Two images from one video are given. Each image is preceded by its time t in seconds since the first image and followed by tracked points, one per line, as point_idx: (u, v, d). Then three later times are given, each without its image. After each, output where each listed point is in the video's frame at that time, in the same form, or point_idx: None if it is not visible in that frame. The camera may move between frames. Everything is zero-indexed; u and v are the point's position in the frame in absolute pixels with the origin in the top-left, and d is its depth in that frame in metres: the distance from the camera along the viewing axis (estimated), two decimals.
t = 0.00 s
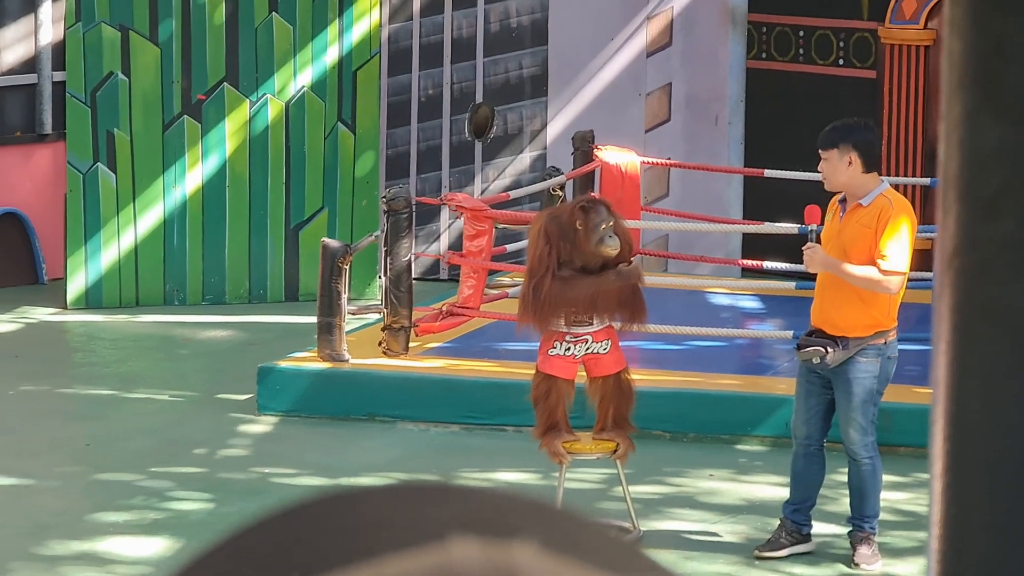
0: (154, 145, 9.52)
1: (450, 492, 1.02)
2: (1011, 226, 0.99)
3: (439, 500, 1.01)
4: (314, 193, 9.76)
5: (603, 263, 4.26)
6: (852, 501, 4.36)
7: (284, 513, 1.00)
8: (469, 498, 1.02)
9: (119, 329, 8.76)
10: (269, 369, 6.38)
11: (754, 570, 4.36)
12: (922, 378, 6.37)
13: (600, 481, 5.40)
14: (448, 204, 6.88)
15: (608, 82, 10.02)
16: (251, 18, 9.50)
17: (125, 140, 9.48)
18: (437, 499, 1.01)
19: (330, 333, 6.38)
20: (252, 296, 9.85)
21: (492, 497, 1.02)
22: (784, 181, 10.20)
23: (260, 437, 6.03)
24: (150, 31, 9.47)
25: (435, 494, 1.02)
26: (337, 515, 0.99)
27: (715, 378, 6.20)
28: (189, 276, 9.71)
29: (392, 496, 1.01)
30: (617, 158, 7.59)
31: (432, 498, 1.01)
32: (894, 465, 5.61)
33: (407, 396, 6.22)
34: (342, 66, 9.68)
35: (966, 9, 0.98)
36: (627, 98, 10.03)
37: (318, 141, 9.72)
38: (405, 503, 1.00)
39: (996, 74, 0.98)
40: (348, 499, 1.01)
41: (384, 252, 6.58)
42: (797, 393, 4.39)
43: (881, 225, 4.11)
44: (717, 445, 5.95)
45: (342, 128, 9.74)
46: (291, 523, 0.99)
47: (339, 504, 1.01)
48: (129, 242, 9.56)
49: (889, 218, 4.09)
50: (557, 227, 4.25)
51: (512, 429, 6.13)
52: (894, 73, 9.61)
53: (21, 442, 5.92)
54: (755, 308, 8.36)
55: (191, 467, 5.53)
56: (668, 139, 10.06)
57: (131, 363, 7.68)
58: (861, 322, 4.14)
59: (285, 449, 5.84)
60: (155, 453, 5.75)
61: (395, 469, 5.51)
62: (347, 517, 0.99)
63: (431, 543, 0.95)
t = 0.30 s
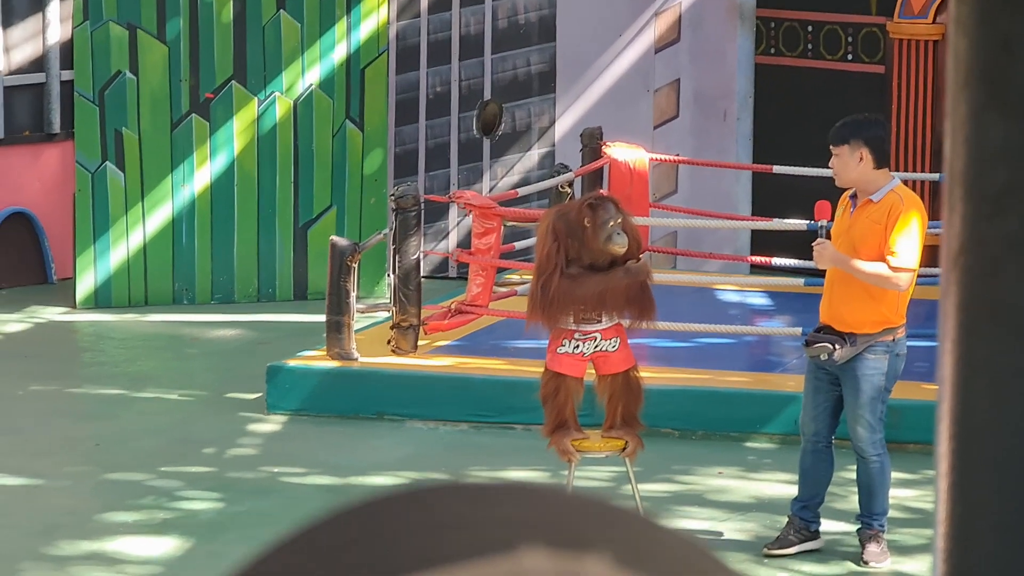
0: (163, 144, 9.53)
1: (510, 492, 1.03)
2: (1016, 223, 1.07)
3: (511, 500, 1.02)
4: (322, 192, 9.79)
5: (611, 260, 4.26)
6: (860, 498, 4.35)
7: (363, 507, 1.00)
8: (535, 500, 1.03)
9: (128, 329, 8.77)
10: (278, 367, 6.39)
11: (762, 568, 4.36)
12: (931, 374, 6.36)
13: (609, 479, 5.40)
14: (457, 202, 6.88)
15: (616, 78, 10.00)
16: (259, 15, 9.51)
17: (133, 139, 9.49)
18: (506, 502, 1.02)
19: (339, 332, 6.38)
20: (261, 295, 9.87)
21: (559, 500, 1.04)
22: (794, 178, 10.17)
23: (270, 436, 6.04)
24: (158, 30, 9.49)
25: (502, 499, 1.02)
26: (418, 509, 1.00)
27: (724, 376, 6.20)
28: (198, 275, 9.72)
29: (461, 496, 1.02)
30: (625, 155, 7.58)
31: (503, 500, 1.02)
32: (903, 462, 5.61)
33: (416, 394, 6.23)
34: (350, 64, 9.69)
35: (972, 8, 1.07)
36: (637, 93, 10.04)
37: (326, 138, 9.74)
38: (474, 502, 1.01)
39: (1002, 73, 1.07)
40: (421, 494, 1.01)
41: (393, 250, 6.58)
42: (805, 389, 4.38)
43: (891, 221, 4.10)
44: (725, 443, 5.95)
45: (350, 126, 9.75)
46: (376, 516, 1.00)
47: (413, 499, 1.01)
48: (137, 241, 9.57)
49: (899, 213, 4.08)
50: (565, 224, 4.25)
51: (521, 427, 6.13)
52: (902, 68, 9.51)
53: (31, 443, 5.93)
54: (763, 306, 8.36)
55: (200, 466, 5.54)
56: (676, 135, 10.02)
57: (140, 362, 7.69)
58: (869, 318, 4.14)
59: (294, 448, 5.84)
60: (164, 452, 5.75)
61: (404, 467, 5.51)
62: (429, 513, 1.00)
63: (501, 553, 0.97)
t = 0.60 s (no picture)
0: (166, 145, 9.54)
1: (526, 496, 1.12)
2: (1016, 220, 1.16)
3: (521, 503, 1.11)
4: (326, 193, 9.78)
5: (614, 261, 4.26)
6: (865, 498, 4.34)
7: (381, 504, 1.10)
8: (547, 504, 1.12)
9: (133, 330, 8.78)
10: (282, 369, 6.39)
11: (767, 568, 4.36)
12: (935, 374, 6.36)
13: (614, 479, 5.40)
14: (460, 202, 6.88)
15: (621, 78, 9.97)
16: (262, 17, 9.51)
17: (137, 142, 9.51)
18: (515, 505, 1.10)
19: (343, 332, 6.39)
20: (265, 296, 9.87)
21: (570, 504, 1.12)
22: (797, 177, 10.19)
23: (274, 437, 6.05)
24: (161, 32, 9.49)
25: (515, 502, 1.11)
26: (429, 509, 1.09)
27: (729, 375, 6.20)
28: (203, 277, 9.73)
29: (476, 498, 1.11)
30: (629, 155, 7.59)
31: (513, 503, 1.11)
32: (908, 462, 5.60)
33: (421, 394, 6.23)
34: (353, 65, 9.69)
35: (973, 17, 1.17)
36: (639, 95, 9.97)
37: (330, 140, 9.73)
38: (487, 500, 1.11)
39: (1000, 74, 1.17)
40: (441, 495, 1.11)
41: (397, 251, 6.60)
42: (810, 389, 4.38)
43: (895, 221, 4.10)
44: (730, 443, 5.95)
45: (354, 127, 9.74)
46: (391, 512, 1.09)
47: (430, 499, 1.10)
48: (141, 243, 9.58)
49: (903, 213, 4.08)
50: (569, 225, 4.25)
51: (526, 427, 6.13)
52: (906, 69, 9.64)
53: (36, 444, 5.94)
54: (768, 305, 8.35)
55: (205, 467, 5.55)
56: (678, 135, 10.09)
57: (144, 364, 7.70)
58: (873, 319, 4.14)
59: (299, 449, 5.85)
60: (169, 453, 5.76)
61: (409, 468, 5.52)
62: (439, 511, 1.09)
63: (494, 548, 1.05)
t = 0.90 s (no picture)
0: (167, 151, 9.56)
1: (505, 484, 1.09)
2: (1013, 222, 1.14)
3: (505, 486, 1.09)
4: (327, 198, 9.79)
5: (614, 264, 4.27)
6: (867, 500, 4.34)
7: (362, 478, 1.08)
8: (535, 487, 1.10)
9: (134, 336, 8.79)
10: (283, 374, 6.39)
11: (769, 570, 4.35)
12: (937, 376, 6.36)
13: (616, 483, 5.40)
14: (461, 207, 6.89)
15: (620, 82, 9.99)
16: (262, 23, 9.53)
17: (138, 148, 9.51)
18: (490, 495, 1.07)
19: (343, 338, 6.37)
20: (266, 302, 9.87)
21: (546, 495, 1.09)
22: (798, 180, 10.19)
23: (275, 442, 6.04)
24: (161, 38, 9.51)
25: (497, 487, 1.09)
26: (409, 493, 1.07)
27: (730, 378, 6.19)
28: (203, 282, 9.74)
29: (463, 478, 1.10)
30: (628, 159, 7.56)
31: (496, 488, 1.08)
32: (910, 464, 5.60)
33: (423, 399, 6.23)
34: (353, 70, 9.70)
35: (968, 17, 1.15)
36: (639, 99, 10.00)
37: (330, 145, 9.74)
38: (469, 487, 1.08)
39: (997, 72, 1.15)
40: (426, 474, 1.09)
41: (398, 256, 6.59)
42: (811, 392, 4.38)
43: (897, 224, 4.10)
44: (732, 446, 5.94)
45: (354, 132, 9.76)
46: (372, 497, 1.07)
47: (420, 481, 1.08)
48: (142, 249, 9.59)
49: (904, 216, 4.08)
50: (568, 229, 4.25)
51: (527, 431, 6.13)
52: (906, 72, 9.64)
53: (37, 450, 5.94)
54: (768, 308, 8.35)
55: (207, 473, 5.55)
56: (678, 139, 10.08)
57: (145, 370, 7.70)
58: (875, 322, 4.14)
59: (300, 453, 5.85)
60: (171, 459, 5.76)
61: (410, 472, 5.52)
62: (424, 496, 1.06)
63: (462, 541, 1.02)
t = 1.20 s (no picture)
0: (157, 154, 9.54)
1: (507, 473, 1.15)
2: (1001, 227, 1.08)
3: (515, 480, 1.13)
4: (317, 202, 9.78)
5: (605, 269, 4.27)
6: (856, 506, 4.35)
7: (372, 476, 1.13)
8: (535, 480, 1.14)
9: (123, 340, 8.77)
10: (273, 379, 6.38)
11: None
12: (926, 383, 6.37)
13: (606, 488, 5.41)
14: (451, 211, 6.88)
15: (610, 88, 10.02)
16: (253, 27, 9.52)
17: (128, 151, 9.49)
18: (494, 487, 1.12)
19: (334, 342, 6.38)
20: (256, 306, 9.87)
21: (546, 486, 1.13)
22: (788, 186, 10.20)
23: (264, 447, 6.03)
24: (152, 42, 9.49)
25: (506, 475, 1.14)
26: (418, 486, 1.11)
27: (720, 384, 6.20)
28: (193, 286, 9.73)
29: (471, 470, 1.14)
30: (619, 164, 7.55)
31: (501, 480, 1.13)
32: (899, 470, 5.62)
33: (412, 404, 6.23)
34: (344, 75, 9.70)
35: (953, 20, 1.09)
36: (630, 105, 10.03)
37: (321, 148, 9.72)
38: (474, 480, 1.13)
39: (985, 79, 1.08)
40: (438, 468, 1.14)
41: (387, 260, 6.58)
42: (800, 398, 4.39)
43: (886, 230, 4.11)
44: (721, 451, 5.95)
45: (344, 136, 9.76)
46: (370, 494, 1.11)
47: (428, 477, 1.12)
48: (132, 252, 9.58)
49: (893, 221, 4.09)
50: (558, 234, 4.26)
51: (517, 437, 6.13)
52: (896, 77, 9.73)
53: (26, 454, 5.93)
54: (758, 314, 8.37)
55: (196, 477, 5.54)
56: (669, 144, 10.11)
57: (134, 374, 7.69)
58: (865, 328, 4.14)
59: (290, 458, 5.84)
60: (159, 463, 5.75)
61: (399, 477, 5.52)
62: (431, 491, 1.10)
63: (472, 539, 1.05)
